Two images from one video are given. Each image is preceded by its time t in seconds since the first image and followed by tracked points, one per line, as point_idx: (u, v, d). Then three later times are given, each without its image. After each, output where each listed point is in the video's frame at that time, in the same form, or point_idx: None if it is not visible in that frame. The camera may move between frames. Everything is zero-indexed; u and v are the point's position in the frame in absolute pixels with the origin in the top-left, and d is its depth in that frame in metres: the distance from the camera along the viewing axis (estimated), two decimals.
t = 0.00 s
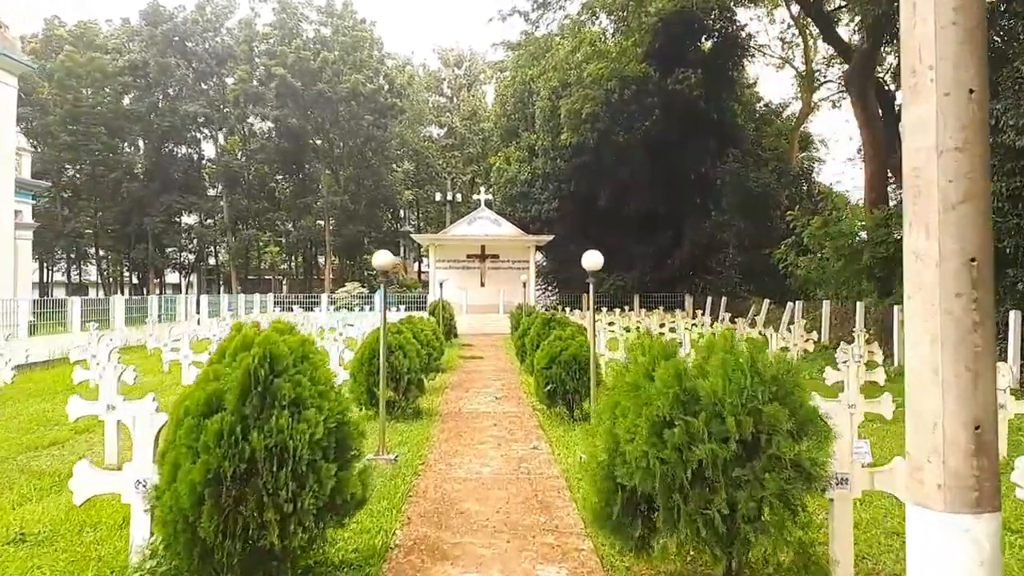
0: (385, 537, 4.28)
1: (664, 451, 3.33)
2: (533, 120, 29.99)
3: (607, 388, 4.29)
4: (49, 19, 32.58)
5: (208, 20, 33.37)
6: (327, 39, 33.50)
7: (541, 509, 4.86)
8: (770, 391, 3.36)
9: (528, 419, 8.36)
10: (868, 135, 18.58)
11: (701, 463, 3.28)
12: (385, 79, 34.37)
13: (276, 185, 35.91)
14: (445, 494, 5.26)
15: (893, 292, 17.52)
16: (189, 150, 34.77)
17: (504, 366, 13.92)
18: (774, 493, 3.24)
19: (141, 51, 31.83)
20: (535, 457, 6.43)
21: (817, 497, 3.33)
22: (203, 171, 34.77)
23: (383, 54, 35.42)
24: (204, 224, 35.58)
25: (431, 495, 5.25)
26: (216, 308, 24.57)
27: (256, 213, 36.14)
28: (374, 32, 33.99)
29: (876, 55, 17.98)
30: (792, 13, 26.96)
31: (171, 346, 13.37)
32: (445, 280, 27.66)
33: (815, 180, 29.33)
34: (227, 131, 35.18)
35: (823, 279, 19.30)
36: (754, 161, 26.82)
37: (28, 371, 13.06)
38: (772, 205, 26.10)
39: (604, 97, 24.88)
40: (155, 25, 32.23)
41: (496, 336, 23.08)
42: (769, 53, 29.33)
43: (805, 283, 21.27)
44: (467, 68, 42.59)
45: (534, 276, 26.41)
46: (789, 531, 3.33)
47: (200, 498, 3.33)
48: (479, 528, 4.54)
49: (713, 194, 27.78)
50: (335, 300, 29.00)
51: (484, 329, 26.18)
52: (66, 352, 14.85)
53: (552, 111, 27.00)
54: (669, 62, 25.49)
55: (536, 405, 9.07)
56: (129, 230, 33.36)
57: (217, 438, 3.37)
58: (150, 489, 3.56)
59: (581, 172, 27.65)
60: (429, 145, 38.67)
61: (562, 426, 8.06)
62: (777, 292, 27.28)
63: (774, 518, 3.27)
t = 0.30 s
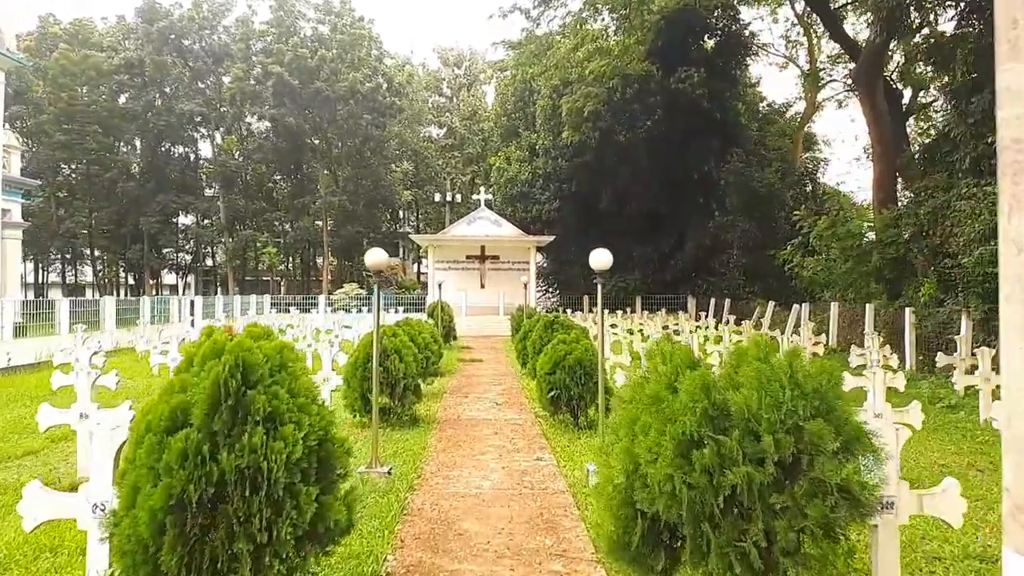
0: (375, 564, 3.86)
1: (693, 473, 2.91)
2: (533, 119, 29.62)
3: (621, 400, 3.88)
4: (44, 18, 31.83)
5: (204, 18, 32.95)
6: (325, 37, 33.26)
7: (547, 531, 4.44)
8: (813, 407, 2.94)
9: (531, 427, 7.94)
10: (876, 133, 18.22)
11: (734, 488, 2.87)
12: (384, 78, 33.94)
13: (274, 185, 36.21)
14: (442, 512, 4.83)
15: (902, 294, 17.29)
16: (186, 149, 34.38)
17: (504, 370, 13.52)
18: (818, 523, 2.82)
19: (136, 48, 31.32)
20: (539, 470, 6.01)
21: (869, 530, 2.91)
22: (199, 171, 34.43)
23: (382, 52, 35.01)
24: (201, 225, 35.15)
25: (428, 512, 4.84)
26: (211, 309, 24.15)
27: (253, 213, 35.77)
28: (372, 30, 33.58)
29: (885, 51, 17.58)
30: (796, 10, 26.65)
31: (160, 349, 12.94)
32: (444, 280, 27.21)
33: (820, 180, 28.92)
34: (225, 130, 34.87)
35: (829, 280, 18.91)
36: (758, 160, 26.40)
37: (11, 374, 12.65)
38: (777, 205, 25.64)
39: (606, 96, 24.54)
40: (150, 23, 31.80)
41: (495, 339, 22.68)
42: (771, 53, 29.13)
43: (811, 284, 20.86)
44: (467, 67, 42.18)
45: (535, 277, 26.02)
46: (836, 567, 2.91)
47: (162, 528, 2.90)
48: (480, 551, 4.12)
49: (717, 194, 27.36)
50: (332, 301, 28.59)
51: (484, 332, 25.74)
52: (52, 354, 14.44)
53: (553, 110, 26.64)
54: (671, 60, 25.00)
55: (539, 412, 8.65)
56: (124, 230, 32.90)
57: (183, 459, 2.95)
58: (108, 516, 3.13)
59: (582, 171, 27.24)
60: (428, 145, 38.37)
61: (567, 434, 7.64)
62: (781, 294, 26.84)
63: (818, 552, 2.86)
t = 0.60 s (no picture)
0: None
1: (726, 507, 2.51)
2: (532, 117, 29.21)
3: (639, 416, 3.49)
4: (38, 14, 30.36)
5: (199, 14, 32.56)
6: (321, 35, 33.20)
7: (554, 558, 4.03)
8: (864, 429, 2.55)
9: (533, 435, 7.53)
10: (882, 128, 17.79)
11: (775, 526, 2.47)
12: (381, 75, 33.50)
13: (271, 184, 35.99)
14: (437, 535, 4.42)
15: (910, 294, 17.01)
16: (181, 148, 33.91)
17: (504, 373, 13.11)
18: (874, 566, 2.42)
19: (128, 46, 30.52)
20: (543, 484, 5.61)
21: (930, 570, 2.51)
22: (195, 170, 34.21)
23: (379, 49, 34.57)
24: (197, 224, 34.70)
25: (421, 535, 4.43)
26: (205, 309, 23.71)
27: (249, 213, 35.80)
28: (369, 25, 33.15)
29: (893, 43, 17.15)
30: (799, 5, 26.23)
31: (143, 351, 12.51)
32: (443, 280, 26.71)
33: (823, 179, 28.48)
34: (220, 128, 34.48)
35: (835, 280, 18.48)
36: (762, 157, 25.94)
37: None
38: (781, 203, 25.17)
39: (607, 92, 24.12)
40: (144, 19, 31.76)
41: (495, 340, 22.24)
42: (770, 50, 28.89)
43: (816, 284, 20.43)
44: (465, 65, 41.69)
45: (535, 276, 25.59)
46: None
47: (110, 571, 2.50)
48: None
49: (719, 193, 26.93)
50: (329, 301, 28.14)
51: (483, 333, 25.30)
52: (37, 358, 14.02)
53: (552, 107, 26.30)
54: (672, 60, 25.04)
55: (541, 418, 8.24)
56: (119, 230, 32.41)
57: (135, 490, 2.54)
58: (53, 555, 2.72)
59: (583, 170, 26.80)
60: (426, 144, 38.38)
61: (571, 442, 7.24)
62: (785, 293, 26.37)
63: None
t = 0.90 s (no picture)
0: None
1: (774, 546, 2.10)
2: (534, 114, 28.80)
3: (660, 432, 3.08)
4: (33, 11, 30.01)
5: (196, 10, 32.21)
6: (321, 32, 32.80)
7: None
8: (937, 451, 2.13)
9: (536, 443, 7.11)
10: (893, 124, 17.39)
11: (832, 571, 2.05)
12: (381, 72, 33.11)
13: (269, 182, 35.34)
14: (432, 558, 4.00)
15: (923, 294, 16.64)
16: (179, 146, 33.51)
17: (505, 375, 12.68)
18: None
19: (125, 43, 30.23)
20: (548, 497, 5.20)
21: None
22: (193, 168, 33.75)
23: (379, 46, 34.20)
24: (195, 224, 34.30)
25: (414, 558, 4.01)
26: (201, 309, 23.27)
27: (247, 212, 35.26)
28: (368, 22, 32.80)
29: (906, 36, 16.75)
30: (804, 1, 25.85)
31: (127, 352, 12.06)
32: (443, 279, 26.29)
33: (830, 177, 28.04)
34: (219, 126, 34.11)
35: (844, 280, 18.03)
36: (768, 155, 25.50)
37: None
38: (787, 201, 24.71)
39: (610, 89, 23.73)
40: (140, 16, 31.22)
41: (496, 342, 21.83)
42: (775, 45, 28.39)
43: (825, 283, 19.98)
44: (465, 63, 41.28)
45: (536, 276, 25.16)
46: None
47: None
48: None
49: (724, 191, 26.51)
50: (328, 301, 27.69)
51: (483, 334, 24.85)
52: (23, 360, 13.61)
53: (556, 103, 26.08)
54: (677, 57, 24.53)
55: (544, 424, 7.83)
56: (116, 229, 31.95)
57: (62, 524, 2.12)
58: None
59: (585, 168, 26.38)
60: (426, 143, 37.91)
61: (576, 450, 6.83)
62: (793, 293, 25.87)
63: None
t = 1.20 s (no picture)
0: None
1: None
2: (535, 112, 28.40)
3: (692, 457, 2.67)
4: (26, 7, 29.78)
5: (192, 7, 31.82)
6: (319, 29, 32.38)
7: None
8: None
9: (539, 452, 6.71)
10: (904, 120, 17.00)
11: None
12: (380, 69, 32.68)
13: (267, 182, 34.60)
14: None
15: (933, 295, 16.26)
16: (175, 145, 33.14)
17: (506, 378, 12.30)
18: None
19: (120, 39, 29.82)
20: (554, 517, 4.79)
21: None
22: (189, 167, 33.36)
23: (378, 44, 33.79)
24: (191, 223, 33.93)
25: None
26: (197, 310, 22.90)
27: (244, 211, 34.84)
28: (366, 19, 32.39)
29: (919, 28, 16.34)
30: None
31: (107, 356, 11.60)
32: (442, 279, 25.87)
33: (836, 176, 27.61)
34: (216, 124, 33.68)
35: (853, 280, 17.62)
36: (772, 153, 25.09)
37: None
38: (793, 200, 24.30)
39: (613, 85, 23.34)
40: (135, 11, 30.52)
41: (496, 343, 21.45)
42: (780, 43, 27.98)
43: (832, 284, 19.57)
44: (466, 61, 40.79)
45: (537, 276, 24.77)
46: None
47: None
48: None
49: (728, 191, 26.11)
50: (326, 302, 27.27)
51: (483, 335, 24.44)
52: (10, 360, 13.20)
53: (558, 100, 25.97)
54: (680, 53, 24.06)
55: (548, 432, 7.42)
56: (111, 228, 31.54)
57: None
58: None
59: (587, 166, 25.99)
60: (426, 142, 37.49)
61: (582, 461, 6.41)
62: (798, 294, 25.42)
63: None
